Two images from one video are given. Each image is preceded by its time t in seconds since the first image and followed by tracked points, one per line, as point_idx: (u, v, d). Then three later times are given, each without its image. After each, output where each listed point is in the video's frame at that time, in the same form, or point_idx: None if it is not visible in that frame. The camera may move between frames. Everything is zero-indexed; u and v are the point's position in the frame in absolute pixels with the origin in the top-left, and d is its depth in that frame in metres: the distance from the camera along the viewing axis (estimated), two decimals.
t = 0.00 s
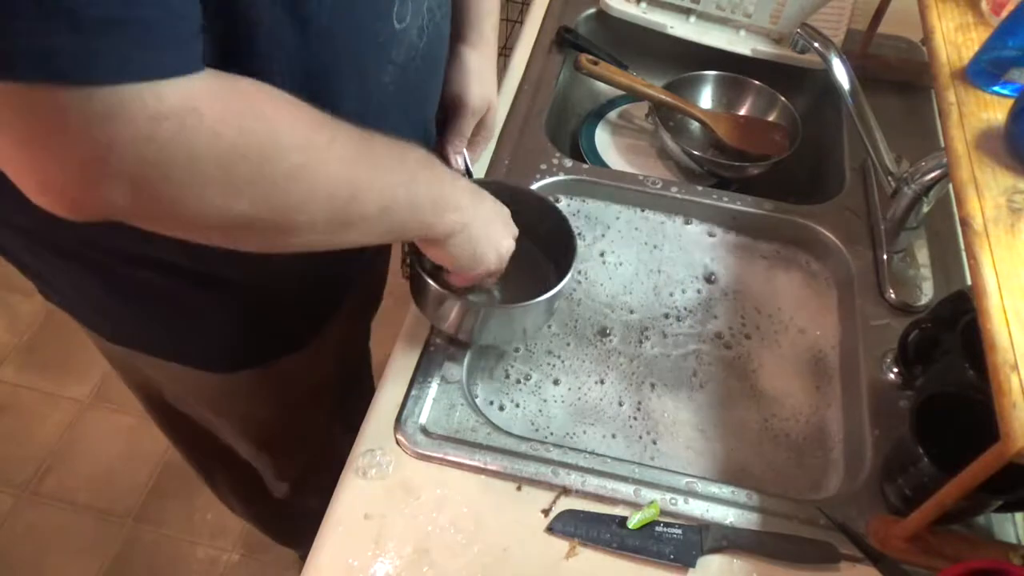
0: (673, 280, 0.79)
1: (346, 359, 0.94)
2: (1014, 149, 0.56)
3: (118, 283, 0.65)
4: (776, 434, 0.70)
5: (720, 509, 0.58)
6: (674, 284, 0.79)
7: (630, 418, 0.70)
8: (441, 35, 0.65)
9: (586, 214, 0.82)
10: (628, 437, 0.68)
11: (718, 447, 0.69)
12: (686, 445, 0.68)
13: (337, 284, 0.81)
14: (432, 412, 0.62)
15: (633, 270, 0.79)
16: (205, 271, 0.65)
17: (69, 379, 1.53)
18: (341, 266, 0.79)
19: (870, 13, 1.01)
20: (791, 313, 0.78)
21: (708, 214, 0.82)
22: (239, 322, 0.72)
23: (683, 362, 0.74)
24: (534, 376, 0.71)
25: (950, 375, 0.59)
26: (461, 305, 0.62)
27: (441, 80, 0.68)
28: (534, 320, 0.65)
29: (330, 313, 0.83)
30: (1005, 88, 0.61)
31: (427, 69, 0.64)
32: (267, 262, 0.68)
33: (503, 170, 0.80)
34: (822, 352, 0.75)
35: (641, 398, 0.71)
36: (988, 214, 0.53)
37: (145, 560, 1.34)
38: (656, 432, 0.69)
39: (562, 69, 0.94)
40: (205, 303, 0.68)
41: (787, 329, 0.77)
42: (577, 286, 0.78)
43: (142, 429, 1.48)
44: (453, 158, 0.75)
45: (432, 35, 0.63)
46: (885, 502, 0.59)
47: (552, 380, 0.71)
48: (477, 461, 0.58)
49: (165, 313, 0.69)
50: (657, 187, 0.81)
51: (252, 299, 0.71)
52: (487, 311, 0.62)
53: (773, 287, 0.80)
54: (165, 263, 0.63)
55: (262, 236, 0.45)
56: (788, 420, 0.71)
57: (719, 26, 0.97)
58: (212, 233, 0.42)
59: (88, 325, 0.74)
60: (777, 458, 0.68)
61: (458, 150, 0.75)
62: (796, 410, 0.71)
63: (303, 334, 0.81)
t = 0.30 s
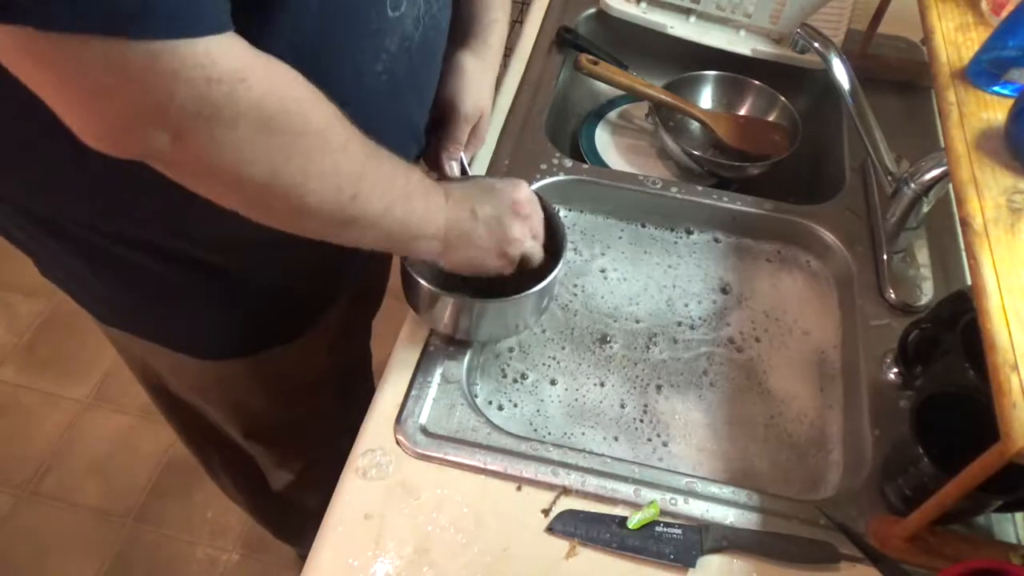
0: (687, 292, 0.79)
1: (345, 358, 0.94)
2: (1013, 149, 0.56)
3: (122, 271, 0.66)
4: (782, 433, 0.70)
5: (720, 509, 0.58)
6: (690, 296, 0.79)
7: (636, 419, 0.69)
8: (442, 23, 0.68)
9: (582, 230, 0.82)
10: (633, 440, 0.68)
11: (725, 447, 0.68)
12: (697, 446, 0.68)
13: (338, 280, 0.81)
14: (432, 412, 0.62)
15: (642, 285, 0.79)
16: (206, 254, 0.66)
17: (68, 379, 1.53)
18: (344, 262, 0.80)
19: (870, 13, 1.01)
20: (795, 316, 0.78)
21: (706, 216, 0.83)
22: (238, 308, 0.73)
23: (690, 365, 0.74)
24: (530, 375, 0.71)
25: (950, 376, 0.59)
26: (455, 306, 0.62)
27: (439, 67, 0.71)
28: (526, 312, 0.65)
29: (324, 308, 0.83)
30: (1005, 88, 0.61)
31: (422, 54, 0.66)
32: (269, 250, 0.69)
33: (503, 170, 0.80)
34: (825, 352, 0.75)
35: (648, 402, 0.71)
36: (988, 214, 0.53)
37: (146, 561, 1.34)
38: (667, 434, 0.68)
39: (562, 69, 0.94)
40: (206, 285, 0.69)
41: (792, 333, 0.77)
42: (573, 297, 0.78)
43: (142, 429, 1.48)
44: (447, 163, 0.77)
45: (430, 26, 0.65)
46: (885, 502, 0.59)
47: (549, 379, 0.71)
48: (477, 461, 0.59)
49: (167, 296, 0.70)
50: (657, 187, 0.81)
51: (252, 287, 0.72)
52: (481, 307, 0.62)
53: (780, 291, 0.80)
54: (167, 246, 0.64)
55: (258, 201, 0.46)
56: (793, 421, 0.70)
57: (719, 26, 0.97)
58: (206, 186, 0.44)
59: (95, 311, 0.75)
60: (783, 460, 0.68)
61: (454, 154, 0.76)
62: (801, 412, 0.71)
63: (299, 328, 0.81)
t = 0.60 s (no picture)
0: (685, 289, 0.79)
1: (345, 358, 0.94)
2: (1014, 149, 0.56)
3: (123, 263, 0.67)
4: (781, 434, 0.70)
5: (720, 509, 0.58)
6: (688, 293, 0.79)
7: (644, 415, 0.70)
8: (451, 13, 0.67)
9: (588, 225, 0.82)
10: (638, 434, 0.68)
11: (725, 445, 0.69)
12: (697, 443, 0.68)
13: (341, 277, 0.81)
14: (432, 412, 0.62)
15: (645, 279, 0.80)
16: (210, 247, 0.66)
17: (68, 379, 1.53)
18: (348, 258, 0.80)
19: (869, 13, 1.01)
20: (791, 314, 0.78)
21: (707, 216, 0.82)
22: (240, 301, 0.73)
23: (695, 362, 0.74)
24: (541, 375, 0.71)
25: (950, 376, 0.59)
26: (467, 299, 0.62)
27: (448, 56, 0.70)
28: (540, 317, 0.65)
29: (324, 307, 0.83)
30: (1005, 88, 0.61)
31: (428, 45, 0.65)
32: (273, 244, 0.69)
33: (503, 170, 0.80)
34: (824, 351, 0.75)
35: (656, 396, 0.71)
36: (988, 214, 0.53)
37: (146, 561, 1.34)
38: (669, 428, 0.69)
39: (562, 69, 0.94)
40: (209, 278, 0.69)
41: (788, 331, 0.77)
42: (583, 292, 0.78)
43: (141, 429, 1.48)
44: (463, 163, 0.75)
45: (438, 17, 0.65)
46: (885, 502, 0.59)
47: (560, 378, 0.71)
48: (477, 461, 0.59)
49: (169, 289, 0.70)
50: (657, 187, 0.81)
51: (255, 281, 0.72)
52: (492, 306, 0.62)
53: (777, 292, 0.80)
54: (169, 240, 0.64)
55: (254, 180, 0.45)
56: (793, 420, 0.71)
57: (719, 26, 0.97)
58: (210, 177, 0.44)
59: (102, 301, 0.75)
60: (777, 458, 0.68)
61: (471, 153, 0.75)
62: (800, 409, 0.71)
63: (299, 323, 0.81)
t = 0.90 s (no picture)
0: (676, 284, 0.79)
1: (345, 359, 0.94)
2: (1014, 149, 0.56)
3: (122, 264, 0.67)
4: (775, 436, 0.70)
5: (720, 509, 0.58)
6: (680, 289, 0.79)
7: (622, 416, 0.70)
8: (452, 5, 0.67)
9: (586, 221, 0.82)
10: (619, 437, 0.68)
11: (711, 448, 0.69)
12: (681, 447, 0.68)
13: (343, 277, 0.81)
14: (432, 412, 0.62)
15: (635, 275, 0.80)
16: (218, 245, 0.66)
17: (69, 379, 1.53)
18: (350, 258, 0.80)
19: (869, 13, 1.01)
20: (792, 312, 0.78)
21: (710, 215, 0.82)
22: (246, 298, 0.73)
23: (680, 364, 0.74)
24: (525, 368, 0.71)
25: (950, 375, 0.59)
26: (473, 298, 0.62)
27: (448, 52, 0.71)
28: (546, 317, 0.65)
29: (325, 307, 0.83)
30: (1005, 88, 0.61)
31: (429, 37, 0.66)
32: (279, 242, 0.69)
33: (503, 169, 0.80)
34: (825, 352, 0.75)
35: (635, 400, 0.71)
36: (988, 214, 0.53)
37: (146, 561, 1.34)
38: (651, 434, 0.69)
39: (562, 69, 0.94)
40: (217, 275, 0.69)
41: (789, 330, 0.77)
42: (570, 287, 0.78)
43: (141, 430, 1.48)
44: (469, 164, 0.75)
45: (439, 8, 0.65)
46: (885, 502, 0.59)
47: (541, 372, 0.71)
48: (477, 461, 0.59)
49: (173, 285, 0.70)
50: (657, 187, 0.81)
51: (261, 280, 0.72)
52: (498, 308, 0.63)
53: (778, 287, 0.80)
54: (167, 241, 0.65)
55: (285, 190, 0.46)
56: (789, 422, 0.70)
57: (719, 26, 0.97)
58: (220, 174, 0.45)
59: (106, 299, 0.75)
60: (772, 460, 0.68)
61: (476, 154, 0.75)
62: (797, 412, 0.71)
63: (300, 324, 0.81)
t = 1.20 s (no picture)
0: (684, 294, 0.79)
1: (345, 359, 0.94)
2: (1014, 149, 0.56)
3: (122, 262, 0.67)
4: (775, 436, 0.70)
5: (720, 509, 0.58)
6: (686, 300, 0.79)
7: (638, 413, 0.70)
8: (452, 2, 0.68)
9: (588, 228, 0.82)
10: (635, 433, 0.68)
11: (723, 445, 0.69)
12: (695, 441, 0.68)
13: (341, 279, 0.81)
14: (432, 412, 0.62)
15: (641, 284, 0.80)
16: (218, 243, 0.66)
17: (69, 379, 1.53)
18: (349, 259, 0.80)
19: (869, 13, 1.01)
20: (793, 321, 0.78)
21: (707, 217, 0.83)
22: (245, 298, 0.73)
23: (689, 364, 0.74)
24: (534, 372, 0.71)
25: (950, 375, 0.59)
26: (461, 301, 0.62)
27: (447, 52, 0.71)
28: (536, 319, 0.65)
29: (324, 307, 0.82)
30: (1005, 88, 0.61)
31: (430, 33, 0.66)
32: (277, 241, 0.69)
33: (503, 169, 0.80)
34: (825, 357, 0.75)
35: (648, 394, 0.71)
36: (988, 214, 0.53)
37: (146, 561, 1.34)
38: (665, 428, 0.69)
39: (562, 69, 0.94)
40: (214, 274, 0.69)
41: (792, 340, 0.76)
42: (578, 294, 0.78)
43: (141, 430, 1.48)
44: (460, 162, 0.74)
45: (440, 4, 0.65)
46: (885, 502, 0.59)
47: (553, 376, 0.71)
48: (477, 461, 0.59)
49: (173, 282, 0.70)
50: (657, 187, 0.81)
51: (261, 281, 0.72)
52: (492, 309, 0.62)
53: (779, 300, 0.80)
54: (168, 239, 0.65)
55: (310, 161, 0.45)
56: (788, 424, 0.70)
57: (719, 26, 0.97)
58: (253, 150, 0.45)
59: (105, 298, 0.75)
60: (774, 459, 0.68)
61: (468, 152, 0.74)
62: (798, 416, 0.71)
63: (300, 323, 0.81)
